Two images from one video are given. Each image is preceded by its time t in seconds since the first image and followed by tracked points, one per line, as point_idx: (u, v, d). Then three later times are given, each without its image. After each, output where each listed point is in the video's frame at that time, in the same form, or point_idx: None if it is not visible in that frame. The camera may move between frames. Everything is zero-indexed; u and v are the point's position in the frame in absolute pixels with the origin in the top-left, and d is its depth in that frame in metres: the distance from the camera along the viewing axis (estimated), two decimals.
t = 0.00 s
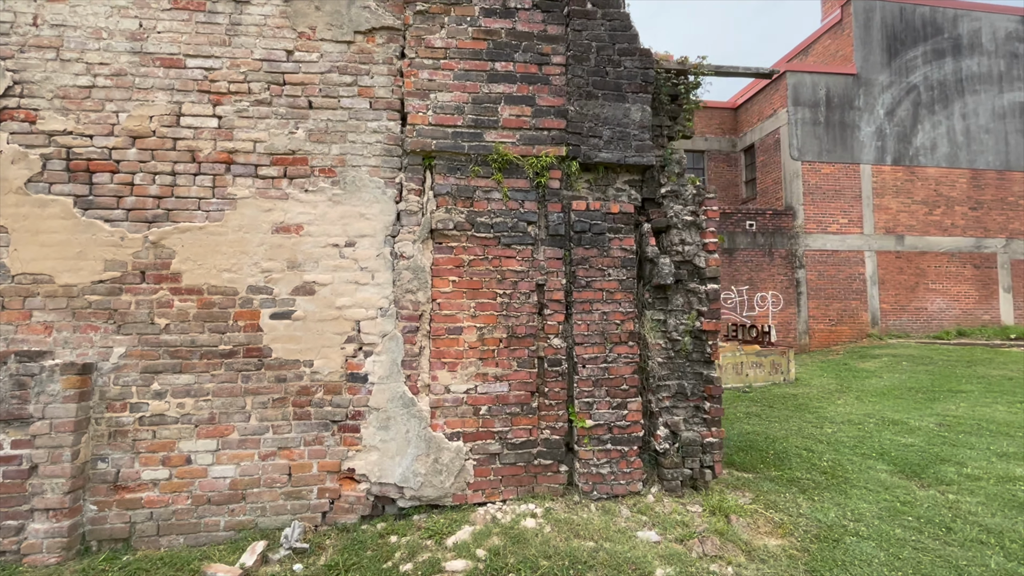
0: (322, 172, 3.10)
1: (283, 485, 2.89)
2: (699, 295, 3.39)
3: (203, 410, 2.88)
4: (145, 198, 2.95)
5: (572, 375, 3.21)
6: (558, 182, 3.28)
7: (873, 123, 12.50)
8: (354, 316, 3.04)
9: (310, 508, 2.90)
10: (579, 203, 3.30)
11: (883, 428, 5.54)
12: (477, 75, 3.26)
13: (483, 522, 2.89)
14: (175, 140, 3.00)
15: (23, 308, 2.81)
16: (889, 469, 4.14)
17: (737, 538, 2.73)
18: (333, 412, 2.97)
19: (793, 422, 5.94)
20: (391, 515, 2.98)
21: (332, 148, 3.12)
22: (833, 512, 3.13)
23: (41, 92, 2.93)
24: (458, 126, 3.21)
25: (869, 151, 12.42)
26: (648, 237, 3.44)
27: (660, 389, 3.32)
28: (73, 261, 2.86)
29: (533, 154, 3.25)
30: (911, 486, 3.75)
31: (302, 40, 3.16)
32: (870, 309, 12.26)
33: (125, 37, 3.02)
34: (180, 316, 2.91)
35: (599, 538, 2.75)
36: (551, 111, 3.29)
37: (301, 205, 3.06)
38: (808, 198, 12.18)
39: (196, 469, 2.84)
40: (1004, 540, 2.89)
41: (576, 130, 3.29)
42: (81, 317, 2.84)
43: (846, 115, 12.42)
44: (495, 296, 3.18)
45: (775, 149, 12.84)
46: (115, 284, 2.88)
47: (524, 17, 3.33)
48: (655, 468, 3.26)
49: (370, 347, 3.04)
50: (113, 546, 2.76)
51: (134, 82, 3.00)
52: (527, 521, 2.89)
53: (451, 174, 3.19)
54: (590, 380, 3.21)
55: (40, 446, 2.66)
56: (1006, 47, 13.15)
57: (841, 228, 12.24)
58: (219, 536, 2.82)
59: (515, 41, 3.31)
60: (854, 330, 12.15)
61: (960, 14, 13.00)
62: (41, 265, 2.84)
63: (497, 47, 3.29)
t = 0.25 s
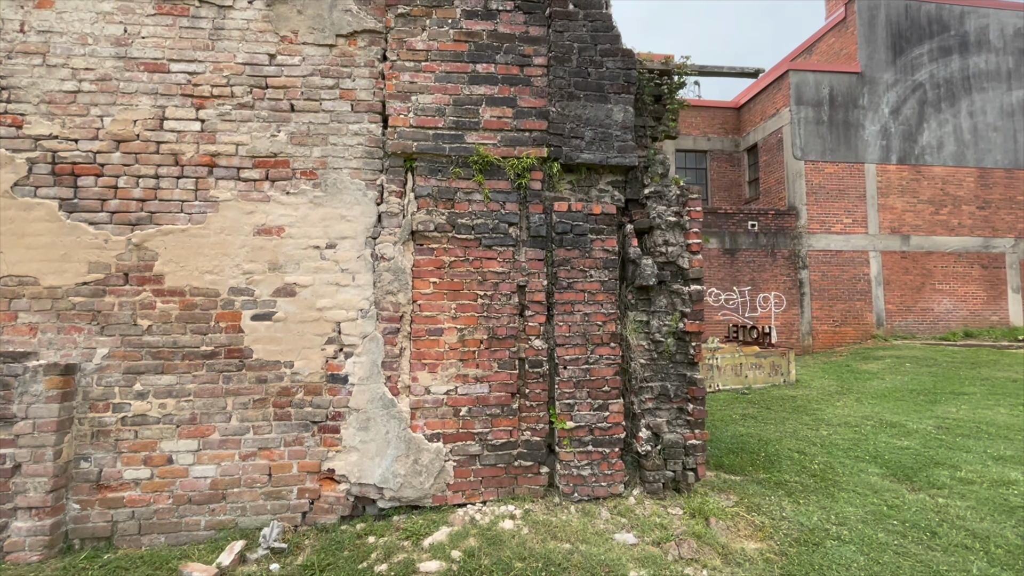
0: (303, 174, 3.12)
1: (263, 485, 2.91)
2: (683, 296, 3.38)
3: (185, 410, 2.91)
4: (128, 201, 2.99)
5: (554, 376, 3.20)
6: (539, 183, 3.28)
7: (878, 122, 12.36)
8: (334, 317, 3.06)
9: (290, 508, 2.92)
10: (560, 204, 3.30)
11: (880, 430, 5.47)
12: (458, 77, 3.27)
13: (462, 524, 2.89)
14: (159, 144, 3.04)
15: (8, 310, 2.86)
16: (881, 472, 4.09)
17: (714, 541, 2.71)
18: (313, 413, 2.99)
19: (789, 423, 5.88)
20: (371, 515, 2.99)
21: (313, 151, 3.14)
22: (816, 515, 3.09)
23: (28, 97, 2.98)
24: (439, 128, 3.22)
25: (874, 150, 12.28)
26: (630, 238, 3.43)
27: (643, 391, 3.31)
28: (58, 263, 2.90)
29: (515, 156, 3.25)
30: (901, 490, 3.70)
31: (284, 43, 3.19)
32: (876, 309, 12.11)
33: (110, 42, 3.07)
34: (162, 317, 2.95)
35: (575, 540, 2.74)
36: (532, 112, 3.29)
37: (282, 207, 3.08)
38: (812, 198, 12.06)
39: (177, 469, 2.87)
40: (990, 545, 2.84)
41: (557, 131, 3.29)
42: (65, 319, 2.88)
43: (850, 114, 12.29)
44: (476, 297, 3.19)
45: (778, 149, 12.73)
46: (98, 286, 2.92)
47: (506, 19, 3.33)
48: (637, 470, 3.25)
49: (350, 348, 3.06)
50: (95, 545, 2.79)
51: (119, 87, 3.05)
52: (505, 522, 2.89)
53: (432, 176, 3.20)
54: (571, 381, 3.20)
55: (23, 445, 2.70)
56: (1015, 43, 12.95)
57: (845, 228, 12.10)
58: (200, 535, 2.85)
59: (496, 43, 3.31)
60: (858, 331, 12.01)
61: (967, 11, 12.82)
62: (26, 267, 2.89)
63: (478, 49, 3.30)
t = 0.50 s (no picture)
0: (278, 174, 3.12)
1: (236, 486, 2.91)
2: (663, 296, 3.33)
3: (158, 410, 2.91)
4: (104, 202, 3.00)
5: (530, 377, 3.17)
6: (515, 182, 3.25)
7: (884, 119, 12.16)
8: (308, 318, 3.05)
9: (262, 508, 2.91)
10: (537, 203, 3.26)
11: (877, 433, 5.36)
12: (434, 76, 3.25)
13: (433, 526, 2.87)
14: (134, 144, 3.05)
15: None
16: (871, 476, 4.00)
17: (687, 546, 2.67)
18: (286, 413, 2.98)
19: (784, 426, 5.79)
20: (344, 516, 2.98)
21: (288, 151, 3.14)
22: (797, 519, 3.03)
23: (6, 99, 3.00)
24: (414, 127, 3.20)
25: (879, 148, 12.09)
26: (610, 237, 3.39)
27: (622, 392, 3.26)
28: (34, 264, 2.92)
29: (491, 155, 3.23)
30: (890, 494, 3.61)
31: (260, 43, 3.18)
32: (881, 310, 11.91)
33: (87, 44, 3.08)
34: (136, 317, 2.95)
35: (546, 543, 2.71)
36: (509, 110, 3.26)
37: (256, 207, 3.08)
38: (816, 196, 11.89)
39: (150, 469, 2.88)
40: (975, 553, 2.76)
41: (534, 129, 3.26)
42: (41, 319, 2.90)
43: (855, 111, 12.11)
44: (451, 297, 3.16)
45: (781, 147, 12.58)
46: (73, 286, 2.94)
47: (483, 17, 3.30)
48: (615, 473, 3.20)
49: (324, 348, 3.05)
50: (69, 544, 2.80)
51: (95, 88, 3.06)
52: (477, 525, 2.87)
53: (407, 175, 3.18)
54: (547, 382, 3.16)
55: None
56: None
57: (850, 227, 11.92)
58: (172, 535, 2.85)
59: (473, 41, 3.29)
60: (864, 332, 11.82)
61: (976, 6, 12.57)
62: (3, 268, 2.91)
63: (455, 47, 3.27)
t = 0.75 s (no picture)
0: (254, 180, 3.11)
1: (210, 492, 2.91)
2: (643, 302, 3.28)
3: (134, 416, 2.92)
4: (81, 209, 3.01)
5: (508, 384, 3.14)
6: (493, 186, 3.22)
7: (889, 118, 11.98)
8: (283, 324, 3.04)
9: (237, 515, 2.91)
10: (515, 207, 3.23)
11: (873, 439, 5.26)
12: (411, 80, 3.22)
13: (407, 534, 2.85)
14: (112, 151, 3.06)
15: None
16: (862, 484, 3.92)
17: (660, 557, 2.62)
18: (261, 420, 2.97)
19: (780, 430, 5.70)
20: (318, 524, 2.97)
21: (264, 156, 3.13)
22: (778, 530, 2.97)
23: None
24: (391, 132, 3.18)
25: (885, 147, 11.90)
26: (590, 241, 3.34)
27: (602, 399, 3.22)
28: (12, 271, 2.94)
29: (468, 159, 3.20)
30: (879, 504, 3.53)
31: (237, 49, 3.18)
32: (887, 311, 11.73)
33: (66, 52, 3.09)
34: (113, 324, 2.96)
35: (518, 553, 2.68)
36: (487, 114, 3.23)
37: (233, 213, 3.08)
38: (819, 196, 11.71)
39: (125, 475, 2.88)
40: (959, 567, 2.68)
41: (512, 133, 3.23)
42: (18, 325, 2.92)
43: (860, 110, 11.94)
44: (427, 303, 3.14)
45: (784, 147, 12.43)
46: (51, 292, 2.95)
47: (460, 20, 3.28)
48: (594, 481, 3.16)
49: (299, 354, 3.04)
50: (44, 550, 2.82)
51: (73, 95, 3.07)
52: (451, 533, 2.84)
53: (383, 180, 3.16)
54: (525, 389, 3.12)
55: None
56: None
57: (854, 228, 11.75)
58: (147, 541, 2.86)
59: (450, 45, 3.26)
60: (868, 334, 11.65)
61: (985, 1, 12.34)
62: None
63: (432, 51, 3.25)
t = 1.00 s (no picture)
0: (232, 181, 3.13)
1: (187, 492, 2.92)
2: (623, 302, 3.24)
3: (112, 416, 2.94)
4: (62, 210, 3.05)
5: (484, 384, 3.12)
6: (470, 186, 3.21)
7: (898, 114, 11.75)
8: (260, 324, 3.05)
9: (213, 515, 2.92)
10: (493, 207, 3.21)
11: (871, 441, 5.15)
12: (388, 80, 3.22)
13: (380, 535, 2.84)
14: (92, 153, 3.09)
15: None
16: (853, 487, 3.84)
17: (631, 561, 2.60)
18: (237, 420, 2.98)
19: (776, 432, 5.61)
20: (294, 524, 2.97)
21: (242, 157, 3.14)
22: (758, 534, 2.91)
23: None
24: (368, 132, 3.18)
25: (893, 143, 11.68)
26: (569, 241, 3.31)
27: (581, 400, 3.18)
28: None
29: (445, 159, 3.18)
30: (868, 508, 3.45)
31: (215, 51, 3.20)
32: (895, 311, 11.51)
33: (48, 55, 3.13)
34: (92, 324, 2.99)
35: (489, 556, 2.66)
36: (464, 113, 3.21)
37: (210, 214, 3.09)
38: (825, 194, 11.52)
39: (103, 474, 2.91)
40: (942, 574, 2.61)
41: (489, 132, 3.20)
42: None
43: (867, 106, 11.72)
44: (404, 303, 3.13)
45: (790, 144, 12.26)
46: (32, 293, 2.99)
47: (438, 19, 3.26)
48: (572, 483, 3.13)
49: (276, 355, 3.04)
50: (24, 547, 2.85)
51: (55, 98, 3.11)
52: (424, 535, 2.83)
53: (360, 181, 3.16)
54: (501, 390, 3.10)
55: None
56: None
57: (861, 226, 11.54)
58: (124, 539, 2.88)
59: (427, 44, 3.25)
60: (876, 334, 11.45)
61: None
62: None
63: (409, 50, 3.24)
